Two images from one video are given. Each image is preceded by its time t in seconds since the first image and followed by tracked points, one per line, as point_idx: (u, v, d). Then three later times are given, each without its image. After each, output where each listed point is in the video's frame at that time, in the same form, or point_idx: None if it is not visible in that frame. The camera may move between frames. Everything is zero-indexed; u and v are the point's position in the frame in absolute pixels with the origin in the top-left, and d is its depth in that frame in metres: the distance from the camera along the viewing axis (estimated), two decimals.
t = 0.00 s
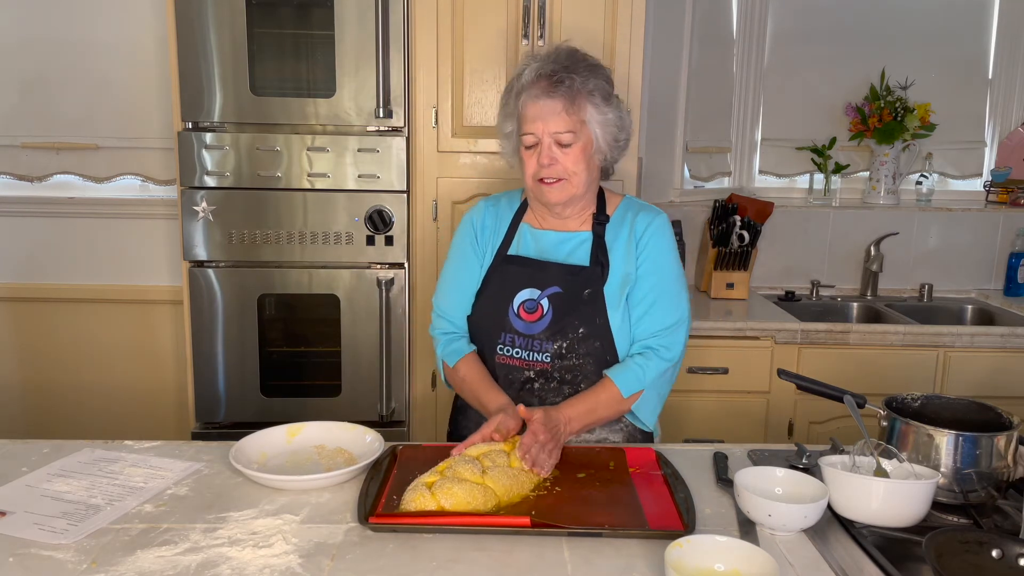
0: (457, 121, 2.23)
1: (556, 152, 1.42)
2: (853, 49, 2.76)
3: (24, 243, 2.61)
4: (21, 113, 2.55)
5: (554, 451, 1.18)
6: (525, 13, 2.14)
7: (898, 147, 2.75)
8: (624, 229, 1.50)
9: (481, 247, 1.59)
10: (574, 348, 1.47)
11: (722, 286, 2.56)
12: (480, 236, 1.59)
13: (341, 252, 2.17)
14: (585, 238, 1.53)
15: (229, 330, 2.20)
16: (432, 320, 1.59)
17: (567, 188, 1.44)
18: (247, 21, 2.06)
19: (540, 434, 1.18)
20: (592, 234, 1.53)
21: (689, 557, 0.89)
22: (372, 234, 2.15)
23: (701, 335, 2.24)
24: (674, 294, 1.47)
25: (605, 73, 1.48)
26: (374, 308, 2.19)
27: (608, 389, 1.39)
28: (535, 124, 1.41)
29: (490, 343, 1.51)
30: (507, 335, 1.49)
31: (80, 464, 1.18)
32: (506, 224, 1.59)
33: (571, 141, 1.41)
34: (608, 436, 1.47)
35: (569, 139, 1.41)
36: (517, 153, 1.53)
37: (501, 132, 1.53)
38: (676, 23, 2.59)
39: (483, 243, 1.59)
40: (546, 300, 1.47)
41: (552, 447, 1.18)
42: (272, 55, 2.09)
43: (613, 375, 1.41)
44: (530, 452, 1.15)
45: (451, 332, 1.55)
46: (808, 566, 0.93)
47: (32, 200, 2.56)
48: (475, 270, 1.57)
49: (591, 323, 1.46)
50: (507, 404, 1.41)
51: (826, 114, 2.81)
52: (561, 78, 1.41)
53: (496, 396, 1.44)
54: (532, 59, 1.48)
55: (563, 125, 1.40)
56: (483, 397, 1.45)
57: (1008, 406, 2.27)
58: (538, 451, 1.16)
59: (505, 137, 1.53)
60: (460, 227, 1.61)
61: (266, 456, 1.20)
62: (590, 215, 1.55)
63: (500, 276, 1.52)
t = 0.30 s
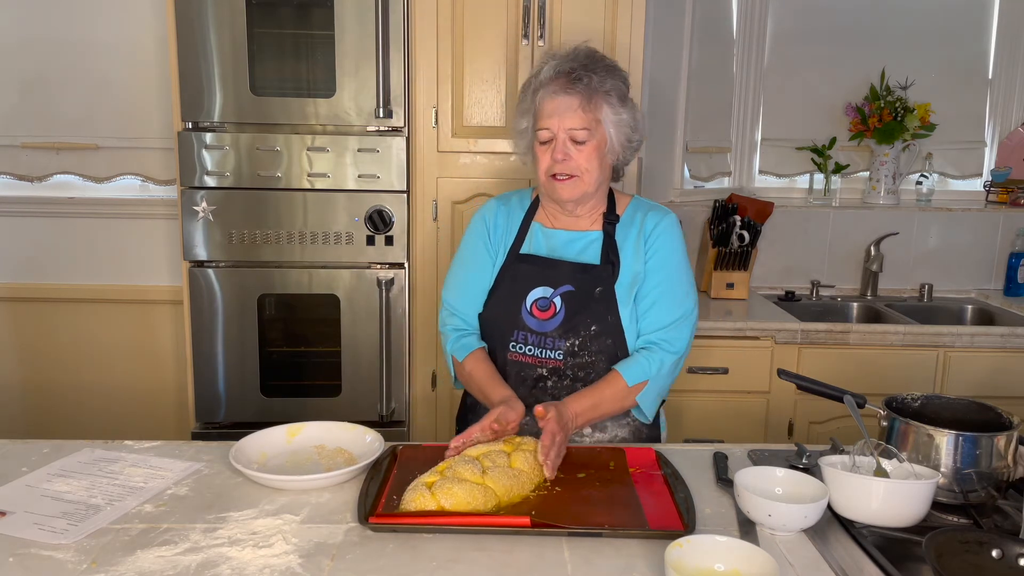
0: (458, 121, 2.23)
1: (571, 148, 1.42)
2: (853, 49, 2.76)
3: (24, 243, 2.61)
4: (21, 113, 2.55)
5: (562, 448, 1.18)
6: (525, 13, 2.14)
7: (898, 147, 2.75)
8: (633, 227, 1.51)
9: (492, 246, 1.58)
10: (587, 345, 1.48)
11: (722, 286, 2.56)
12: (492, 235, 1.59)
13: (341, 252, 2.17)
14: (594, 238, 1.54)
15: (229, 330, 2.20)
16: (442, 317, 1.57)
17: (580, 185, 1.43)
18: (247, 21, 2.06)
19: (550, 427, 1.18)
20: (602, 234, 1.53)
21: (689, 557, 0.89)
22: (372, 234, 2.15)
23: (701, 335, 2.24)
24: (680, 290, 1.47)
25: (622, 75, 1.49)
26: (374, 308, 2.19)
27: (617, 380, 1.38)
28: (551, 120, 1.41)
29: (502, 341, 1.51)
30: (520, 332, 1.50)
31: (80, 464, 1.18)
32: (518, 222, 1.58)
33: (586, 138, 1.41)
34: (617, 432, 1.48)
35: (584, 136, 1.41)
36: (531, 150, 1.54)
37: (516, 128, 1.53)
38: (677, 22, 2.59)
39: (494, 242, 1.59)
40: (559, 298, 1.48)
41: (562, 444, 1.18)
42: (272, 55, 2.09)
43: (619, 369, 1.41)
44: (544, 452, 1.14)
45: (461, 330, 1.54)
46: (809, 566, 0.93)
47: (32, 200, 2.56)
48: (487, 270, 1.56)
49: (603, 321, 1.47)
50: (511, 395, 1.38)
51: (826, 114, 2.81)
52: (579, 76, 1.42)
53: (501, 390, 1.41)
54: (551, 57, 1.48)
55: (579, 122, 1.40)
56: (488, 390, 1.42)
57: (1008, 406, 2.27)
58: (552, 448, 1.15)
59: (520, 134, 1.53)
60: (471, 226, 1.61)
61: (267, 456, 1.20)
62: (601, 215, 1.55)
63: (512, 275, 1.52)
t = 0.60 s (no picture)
0: (458, 121, 2.23)
1: (580, 154, 1.42)
2: (853, 49, 2.76)
3: (24, 243, 2.61)
4: (21, 113, 2.55)
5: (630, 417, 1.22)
6: (525, 13, 2.14)
7: (898, 147, 2.75)
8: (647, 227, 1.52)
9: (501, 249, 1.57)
10: (605, 347, 1.47)
11: (722, 286, 2.57)
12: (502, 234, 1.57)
13: (341, 252, 2.17)
14: (608, 240, 1.54)
15: (229, 329, 2.20)
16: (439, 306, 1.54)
17: (589, 190, 1.44)
18: (247, 21, 2.06)
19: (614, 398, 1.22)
20: (615, 236, 1.54)
21: (690, 557, 0.89)
22: (372, 234, 2.15)
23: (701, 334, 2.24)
24: (703, 287, 1.49)
25: (631, 79, 1.49)
26: (374, 308, 2.19)
27: (666, 371, 1.38)
28: (561, 126, 1.41)
29: (518, 343, 1.50)
30: (537, 335, 1.49)
31: (80, 464, 1.18)
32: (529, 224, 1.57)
33: (596, 144, 1.41)
34: (635, 434, 1.51)
35: (594, 142, 1.41)
36: (540, 152, 1.53)
37: (525, 130, 1.53)
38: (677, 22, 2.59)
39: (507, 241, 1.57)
40: (577, 301, 1.47)
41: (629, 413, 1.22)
42: (272, 55, 2.09)
43: (663, 361, 1.41)
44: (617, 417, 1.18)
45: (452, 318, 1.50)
46: (809, 566, 0.93)
47: (32, 200, 2.56)
48: (495, 268, 1.55)
49: (620, 323, 1.47)
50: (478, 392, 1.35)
51: (826, 114, 2.81)
52: (590, 82, 1.41)
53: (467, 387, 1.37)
54: (560, 60, 1.47)
55: (589, 128, 1.40)
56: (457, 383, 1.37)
57: (1008, 406, 2.27)
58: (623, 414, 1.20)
59: (529, 134, 1.52)
60: (482, 225, 1.59)
61: (266, 456, 1.20)
62: (611, 216, 1.55)
63: (528, 278, 1.51)
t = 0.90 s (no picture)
0: (458, 121, 2.22)
1: (593, 154, 1.42)
2: (853, 49, 2.76)
3: (24, 242, 2.61)
4: (21, 112, 2.55)
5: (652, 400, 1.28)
6: (525, 13, 2.14)
7: (898, 147, 2.75)
8: (660, 225, 1.54)
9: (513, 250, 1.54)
10: (626, 346, 1.48)
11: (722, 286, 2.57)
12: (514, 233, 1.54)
13: (342, 252, 2.17)
14: (622, 239, 1.55)
15: (229, 329, 2.20)
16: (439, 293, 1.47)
17: (599, 190, 1.44)
18: (247, 21, 2.06)
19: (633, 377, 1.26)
20: (629, 235, 1.55)
21: (690, 557, 0.89)
22: (372, 234, 2.15)
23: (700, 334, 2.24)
24: (715, 283, 1.52)
25: (644, 80, 1.49)
26: (375, 308, 2.19)
27: (682, 365, 1.41)
28: (574, 126, 1.41)
29: (539, 344, 1.49)
30: (559, 335, 1.49)
31: (80, 464, 1.18)
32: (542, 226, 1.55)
33: (608, 144, 1.41)
34: (652, 432, 1.51)
35: (606, 142, 1.41)
36: (552, 151, 1.53)
37: (537, 130, 1.53)
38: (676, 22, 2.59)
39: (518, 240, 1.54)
40: (599, 301, 1.48)
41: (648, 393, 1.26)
42: (272, 55, 2.09)
43: (678, 356, 1.43)
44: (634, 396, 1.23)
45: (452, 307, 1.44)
46: (808, 566, 0.93)
47: (32, 200, 2.56)
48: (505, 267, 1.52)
49: (640, 321, 1.49)
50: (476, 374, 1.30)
51: (826, 114, 2.81)
52: (603, 82, 1.42)
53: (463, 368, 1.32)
54: (574, 60, 1.48)
55: (602, 128, 1.40)
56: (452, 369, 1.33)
57: (1008, 406, 2.27)
58: (642, 395, 1.25)
59: (541, 134, 1.53)
60: (493, 220, 1.55)
61: (266, 456, 1.20)
62: (624, 216, 1.57)
63: (547, 278, 1.50)
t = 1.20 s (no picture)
0: (458, 121, 2.22)
1: (598, 150, 1.42)
2: (853, 49, 2.76)
3: (24, 242, 2.61)
4: (21, 112, 2.55)
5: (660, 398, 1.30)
6: (525, 13, 2.14)
7: (898, 147, 2.75)
8: (665, 228, 1.55)
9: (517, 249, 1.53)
10: (628, 346, 1.48)
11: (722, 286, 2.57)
12: (519, 231, 1.54)
13: (342, 252, 2.17)
14: (627, 240, 1.55)
15: (229, 330, 2.20)
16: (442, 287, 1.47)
17: (604, 187, 1.43)
18: (247, 21, 2.06)
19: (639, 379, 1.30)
20: (634, 236, 1.55)
21: (690, 557, 0.89)
22: (372, 234, 2.15)
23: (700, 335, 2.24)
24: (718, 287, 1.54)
25: (650, 79, 1.49)
26: (375, 308, 2.19)
27: (687, 367, 1.42)
28: (579, 121, 1.41)
29: (542, 342, 1.49)
30: (561, 334, 1.48)
31: (80, 464, 1.18)
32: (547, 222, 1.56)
33: (613, 140, 1.41)
34: (653, 433, 1.51)
35: (611, 139, 1.41)
36: (557, 150, 1.53)
37: (543, 128, 1.53)
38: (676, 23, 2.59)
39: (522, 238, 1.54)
40: (602, 300, 1.48)
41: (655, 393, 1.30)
42: (272, 55, 2.09)
43: (682, 361, 1.44)
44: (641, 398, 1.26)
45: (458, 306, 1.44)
46: (808, 566, 0.93)
47: (32, 200, 2.56)
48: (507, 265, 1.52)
49: (643, 322, 1.49)
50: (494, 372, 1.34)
51: (826, 114, 2.81)
52: (609, 79, 1.42)
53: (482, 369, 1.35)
54: (581, 58, 1.48)
55: (607, 124, 1.40)
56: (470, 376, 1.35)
57: (1007, 406, 2.27)
58: (649, 397, 1.28)
59: (547, 132, 1.53)
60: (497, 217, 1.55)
61: (266, 456, 1.20)
62: (629, 217, 1.57)
63: (549, 278, 1.50)
